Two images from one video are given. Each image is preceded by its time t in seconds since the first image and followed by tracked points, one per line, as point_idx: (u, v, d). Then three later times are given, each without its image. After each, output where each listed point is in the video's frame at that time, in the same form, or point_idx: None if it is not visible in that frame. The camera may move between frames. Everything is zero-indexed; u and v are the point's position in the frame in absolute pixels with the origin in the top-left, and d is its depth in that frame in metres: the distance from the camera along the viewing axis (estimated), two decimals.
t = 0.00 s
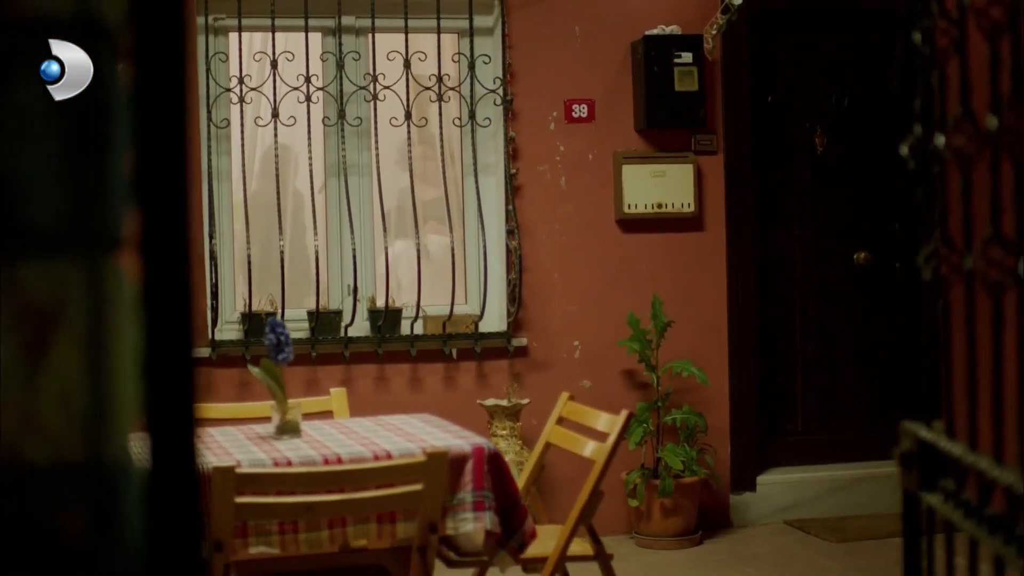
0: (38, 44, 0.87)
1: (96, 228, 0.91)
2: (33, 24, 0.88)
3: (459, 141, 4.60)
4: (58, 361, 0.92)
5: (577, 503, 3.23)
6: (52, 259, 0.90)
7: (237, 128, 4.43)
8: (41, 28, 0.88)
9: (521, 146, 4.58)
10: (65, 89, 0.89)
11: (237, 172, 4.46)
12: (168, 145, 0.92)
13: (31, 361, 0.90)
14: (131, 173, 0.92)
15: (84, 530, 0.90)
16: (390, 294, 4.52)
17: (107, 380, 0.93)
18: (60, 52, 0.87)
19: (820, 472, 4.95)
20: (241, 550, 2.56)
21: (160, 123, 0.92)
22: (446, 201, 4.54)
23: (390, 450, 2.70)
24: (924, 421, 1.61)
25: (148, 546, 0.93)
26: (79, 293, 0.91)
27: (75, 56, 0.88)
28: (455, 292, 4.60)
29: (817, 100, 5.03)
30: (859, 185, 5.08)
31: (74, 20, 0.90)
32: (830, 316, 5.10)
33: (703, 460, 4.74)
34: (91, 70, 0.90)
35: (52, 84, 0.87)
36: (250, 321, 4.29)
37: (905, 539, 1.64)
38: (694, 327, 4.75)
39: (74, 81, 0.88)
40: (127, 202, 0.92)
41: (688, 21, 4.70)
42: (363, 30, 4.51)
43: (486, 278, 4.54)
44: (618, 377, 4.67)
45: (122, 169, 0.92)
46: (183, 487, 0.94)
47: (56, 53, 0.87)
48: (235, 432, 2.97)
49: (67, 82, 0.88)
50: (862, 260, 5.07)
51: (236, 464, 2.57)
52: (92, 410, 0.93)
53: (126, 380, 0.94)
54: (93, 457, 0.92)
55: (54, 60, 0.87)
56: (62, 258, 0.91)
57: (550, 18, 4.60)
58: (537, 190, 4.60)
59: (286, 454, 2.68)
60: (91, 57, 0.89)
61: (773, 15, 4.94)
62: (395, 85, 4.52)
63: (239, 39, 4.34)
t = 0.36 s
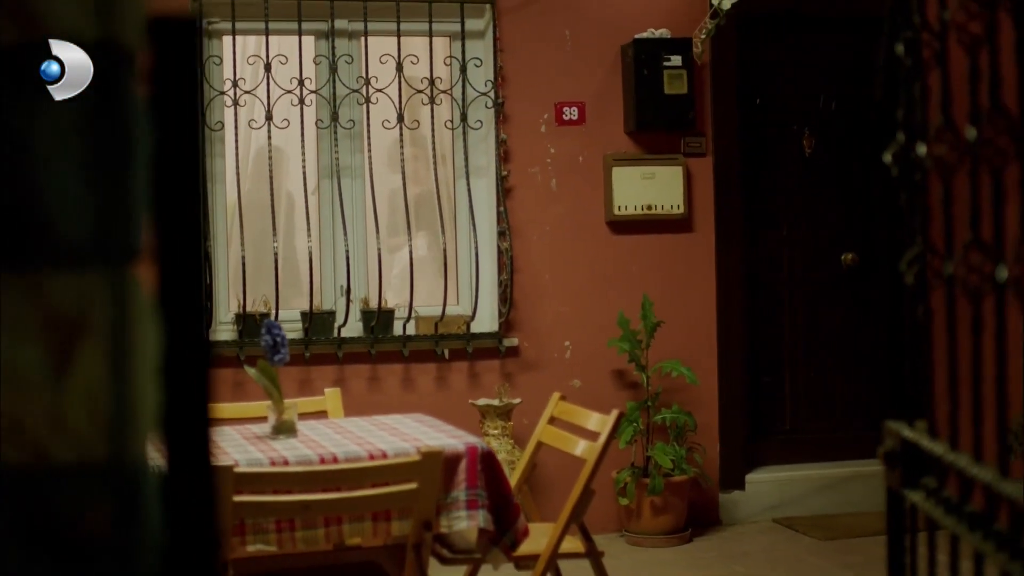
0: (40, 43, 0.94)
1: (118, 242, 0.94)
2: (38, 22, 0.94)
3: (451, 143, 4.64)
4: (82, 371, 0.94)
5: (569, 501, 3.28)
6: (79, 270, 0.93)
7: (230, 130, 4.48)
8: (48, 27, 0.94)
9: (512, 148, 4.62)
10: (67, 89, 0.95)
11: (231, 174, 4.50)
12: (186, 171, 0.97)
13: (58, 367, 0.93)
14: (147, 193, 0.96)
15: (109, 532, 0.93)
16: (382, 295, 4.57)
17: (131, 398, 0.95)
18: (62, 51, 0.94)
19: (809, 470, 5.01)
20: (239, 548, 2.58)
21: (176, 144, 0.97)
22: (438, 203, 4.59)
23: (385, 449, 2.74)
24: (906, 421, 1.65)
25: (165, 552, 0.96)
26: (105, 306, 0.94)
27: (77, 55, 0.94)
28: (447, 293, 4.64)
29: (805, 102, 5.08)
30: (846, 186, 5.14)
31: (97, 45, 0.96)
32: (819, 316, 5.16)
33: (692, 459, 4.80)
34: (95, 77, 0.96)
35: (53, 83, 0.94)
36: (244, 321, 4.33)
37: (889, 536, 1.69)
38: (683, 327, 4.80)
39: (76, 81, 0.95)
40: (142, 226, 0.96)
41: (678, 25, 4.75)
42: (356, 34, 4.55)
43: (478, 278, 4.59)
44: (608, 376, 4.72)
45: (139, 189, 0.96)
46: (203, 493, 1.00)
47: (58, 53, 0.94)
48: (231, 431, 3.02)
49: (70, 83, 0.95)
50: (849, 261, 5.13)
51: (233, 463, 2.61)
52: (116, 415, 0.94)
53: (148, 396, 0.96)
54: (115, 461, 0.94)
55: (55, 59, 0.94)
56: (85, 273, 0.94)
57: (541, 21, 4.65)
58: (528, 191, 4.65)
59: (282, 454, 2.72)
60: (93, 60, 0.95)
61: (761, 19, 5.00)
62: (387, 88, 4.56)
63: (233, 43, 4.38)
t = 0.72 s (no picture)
0: (41, 45, 0.94)
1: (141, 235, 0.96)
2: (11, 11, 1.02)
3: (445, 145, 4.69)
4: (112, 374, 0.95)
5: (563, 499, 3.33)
6: (106, 282, 0.94)
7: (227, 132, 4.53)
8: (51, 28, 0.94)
9: (505, 150, 4.68)
10: (69, 89, 0.95)
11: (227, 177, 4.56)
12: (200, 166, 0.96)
13: (91, 366, 0.94)
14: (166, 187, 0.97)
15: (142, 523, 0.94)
16: (378, 296, 4.62)
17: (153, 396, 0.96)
18: (64, 51, 0.93)
19: (799, 469, 5.07)
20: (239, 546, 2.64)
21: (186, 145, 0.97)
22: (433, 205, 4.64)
23: (382, 448, 2.79)
24: (891, 420, 1.71)
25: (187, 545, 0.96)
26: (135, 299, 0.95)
27: (75, 54, 0.93)
28: (441, 294, 4.70)
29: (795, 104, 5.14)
30: (836, 187, 5.20)
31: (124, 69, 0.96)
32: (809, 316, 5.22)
33: (684, 457, 4.85)
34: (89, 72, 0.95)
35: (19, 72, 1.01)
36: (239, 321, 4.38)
37: (875, 533, 1.74)
38: (675, 326, 4.86)
39: (74, 79, 0.94)
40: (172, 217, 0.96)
41: (670, 28, 4.81)
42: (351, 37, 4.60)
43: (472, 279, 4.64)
44: (601, 376, 4.78)
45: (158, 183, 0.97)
46: (214, 492, 0.98)
47: (57, 52, 0.93)
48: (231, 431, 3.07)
49: (68, 81, 0.94)
50: (839, 261, 5.19)
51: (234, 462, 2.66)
52: (145, 415, 0.95)
53: (169, 391, 0.96)
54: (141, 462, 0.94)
55: (55, 59, 0.93)
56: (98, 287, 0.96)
57: (534, 24, 4.70)
58: (520, 193, 4.71)
59: (282, 453, 2.77)
60: (92, 59, 0.95)
61: (751, 22, 5.06)
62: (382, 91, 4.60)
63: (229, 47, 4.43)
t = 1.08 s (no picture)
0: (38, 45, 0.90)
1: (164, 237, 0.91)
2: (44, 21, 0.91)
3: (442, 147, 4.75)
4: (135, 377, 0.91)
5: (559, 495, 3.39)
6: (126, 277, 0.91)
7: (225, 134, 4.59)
8: (50, 28, 0.91)
9: (501, 152, 4.74)
10: (66, 90, 0.91)
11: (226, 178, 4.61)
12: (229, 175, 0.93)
13: (115, 370, 0.91)
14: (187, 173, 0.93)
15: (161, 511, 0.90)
16: (375, 296, 4.68)
17: (178, 397, 0.92)
18: (62, 52, 0.90)
19: (791, 466, 5.13)
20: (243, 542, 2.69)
21: (216, 155, 0.93)
22: (429, 206, 4.69)
23: (382, 445, 2.85)
24: (877, 417, 1.77)
25: (217, 546, 0.92)
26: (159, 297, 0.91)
27: (77, 55, 0.90)
28: (438, 294, 4.75)
29: (787, 106, 5.21)
30: (827, 188, 5.27)
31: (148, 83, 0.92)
32: (802, 315, 5.28)
33: (678, 455, 4.91)
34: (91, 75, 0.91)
35: (53, 84, 0.90)
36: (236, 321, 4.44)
37: (862, 527, 1.80)
38: (668, 325, 4.92)
39: (75, 82, 0.90)
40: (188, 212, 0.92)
41: (664, 31, 4.87)
42: (348, 40, 4.66)
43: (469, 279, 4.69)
44: (596, 375, 4.85)
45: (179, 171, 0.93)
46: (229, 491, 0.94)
47: (57, 53, 0.90)
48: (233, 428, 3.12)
49: (70, 83, 0.90)
50: (831, 261, 5.27)
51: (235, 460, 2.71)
52: (164, 409, 0.92)
53: (192, 395, 0.93)
54: (165, 461, 0.92)
55: (54, 60, 0.90)
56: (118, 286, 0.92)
57: (529, 27, 4.76)
58: (516, 194, 4.77)
59: (284, 450, 2.83)
60: (95, 60, 0.91)
61: (743, 25, 5.12)
62: (379, 93, 4.67)
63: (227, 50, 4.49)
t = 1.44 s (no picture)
0: (42, 46, 0.88)
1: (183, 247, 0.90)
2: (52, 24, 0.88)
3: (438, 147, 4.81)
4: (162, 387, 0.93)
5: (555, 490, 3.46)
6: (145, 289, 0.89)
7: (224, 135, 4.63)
8: (53, 29, 0.88)
9: (497, 153, 4.80)
10: (66, 90, 0.87)
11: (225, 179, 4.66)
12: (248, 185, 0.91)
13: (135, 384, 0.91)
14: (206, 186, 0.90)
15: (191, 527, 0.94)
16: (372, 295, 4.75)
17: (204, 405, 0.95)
18: (61, 52, 0.87)
19: (782, 463, 5.22)
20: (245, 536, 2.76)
21: (238, 158, 0.91)
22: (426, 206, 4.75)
23: (382, 442, 2.91)
24: (863, 414, 1.83)
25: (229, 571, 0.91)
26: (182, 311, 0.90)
27: (77, 55, 0.87)
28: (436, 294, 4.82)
29: (780, 108, 5.30)
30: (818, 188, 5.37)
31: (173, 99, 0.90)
32: (794, 313, 5.39)
33: (672, 452, 4.97)
34: (98, 77, 0.88)
35: (53, 85, 0.87)
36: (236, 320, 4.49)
37: (850, 521, 1.86)
38: (661, 323, 4.99)
39: (76, 82, 0.87)
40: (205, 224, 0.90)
41: (658, 33, 4.94)
42: (346, 42, 4.73)
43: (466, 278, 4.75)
44: (591, 373, 4.92)
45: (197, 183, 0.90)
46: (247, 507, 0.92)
47: (57, 54, 0.87)
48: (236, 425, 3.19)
49: (71, 83, 0.87)
50: (823, 260, 5.37)
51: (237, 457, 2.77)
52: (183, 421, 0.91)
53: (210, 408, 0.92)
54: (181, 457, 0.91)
55: (55, 60, 0.87)
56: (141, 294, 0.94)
57: (525, 30, 4.83)
58: (511, 194, 4.83)
59: (286, 447, 2.88)
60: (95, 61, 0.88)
61: (736, 27, 5.21)
62: (377, 95, 4.73)
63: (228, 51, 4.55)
